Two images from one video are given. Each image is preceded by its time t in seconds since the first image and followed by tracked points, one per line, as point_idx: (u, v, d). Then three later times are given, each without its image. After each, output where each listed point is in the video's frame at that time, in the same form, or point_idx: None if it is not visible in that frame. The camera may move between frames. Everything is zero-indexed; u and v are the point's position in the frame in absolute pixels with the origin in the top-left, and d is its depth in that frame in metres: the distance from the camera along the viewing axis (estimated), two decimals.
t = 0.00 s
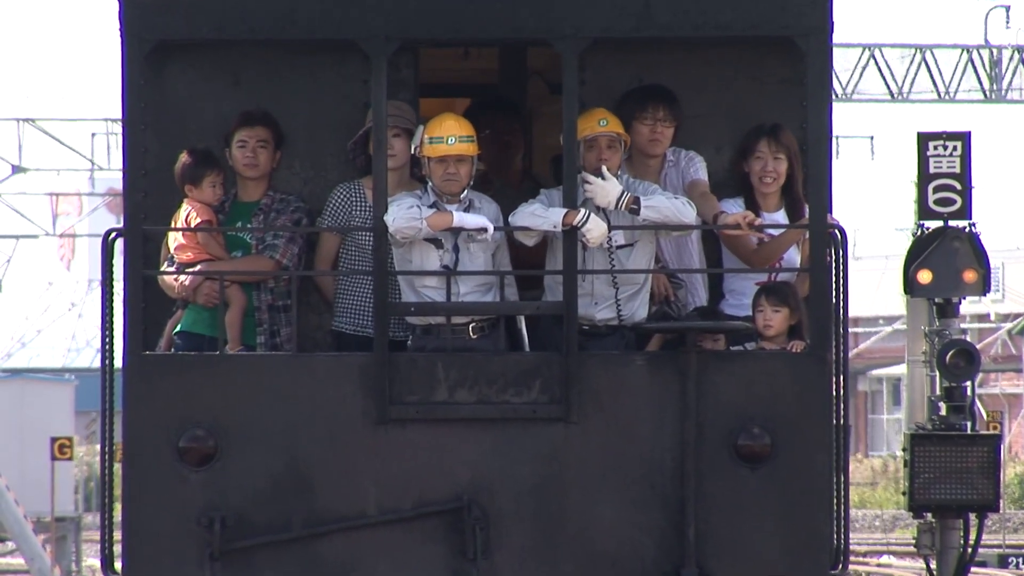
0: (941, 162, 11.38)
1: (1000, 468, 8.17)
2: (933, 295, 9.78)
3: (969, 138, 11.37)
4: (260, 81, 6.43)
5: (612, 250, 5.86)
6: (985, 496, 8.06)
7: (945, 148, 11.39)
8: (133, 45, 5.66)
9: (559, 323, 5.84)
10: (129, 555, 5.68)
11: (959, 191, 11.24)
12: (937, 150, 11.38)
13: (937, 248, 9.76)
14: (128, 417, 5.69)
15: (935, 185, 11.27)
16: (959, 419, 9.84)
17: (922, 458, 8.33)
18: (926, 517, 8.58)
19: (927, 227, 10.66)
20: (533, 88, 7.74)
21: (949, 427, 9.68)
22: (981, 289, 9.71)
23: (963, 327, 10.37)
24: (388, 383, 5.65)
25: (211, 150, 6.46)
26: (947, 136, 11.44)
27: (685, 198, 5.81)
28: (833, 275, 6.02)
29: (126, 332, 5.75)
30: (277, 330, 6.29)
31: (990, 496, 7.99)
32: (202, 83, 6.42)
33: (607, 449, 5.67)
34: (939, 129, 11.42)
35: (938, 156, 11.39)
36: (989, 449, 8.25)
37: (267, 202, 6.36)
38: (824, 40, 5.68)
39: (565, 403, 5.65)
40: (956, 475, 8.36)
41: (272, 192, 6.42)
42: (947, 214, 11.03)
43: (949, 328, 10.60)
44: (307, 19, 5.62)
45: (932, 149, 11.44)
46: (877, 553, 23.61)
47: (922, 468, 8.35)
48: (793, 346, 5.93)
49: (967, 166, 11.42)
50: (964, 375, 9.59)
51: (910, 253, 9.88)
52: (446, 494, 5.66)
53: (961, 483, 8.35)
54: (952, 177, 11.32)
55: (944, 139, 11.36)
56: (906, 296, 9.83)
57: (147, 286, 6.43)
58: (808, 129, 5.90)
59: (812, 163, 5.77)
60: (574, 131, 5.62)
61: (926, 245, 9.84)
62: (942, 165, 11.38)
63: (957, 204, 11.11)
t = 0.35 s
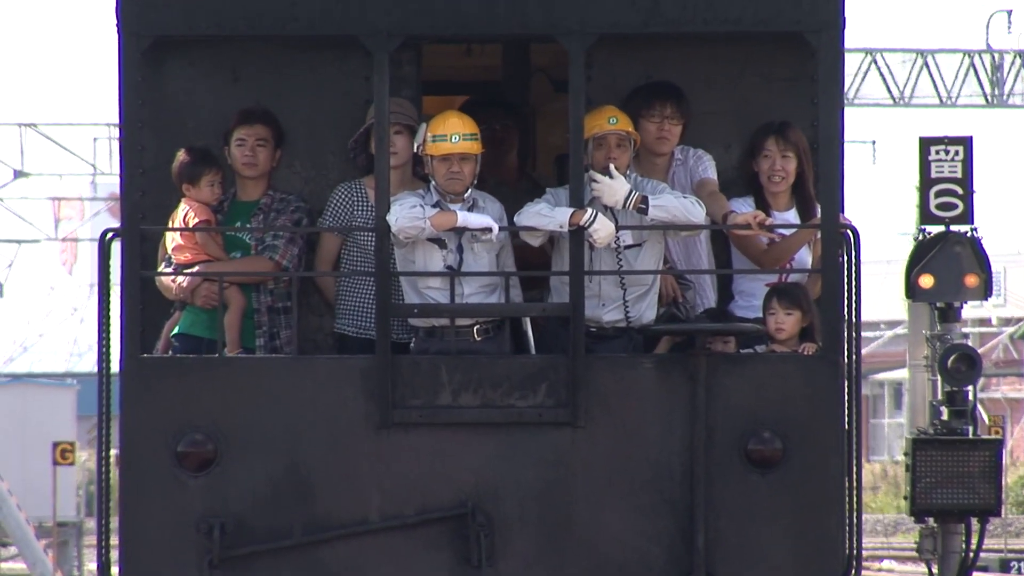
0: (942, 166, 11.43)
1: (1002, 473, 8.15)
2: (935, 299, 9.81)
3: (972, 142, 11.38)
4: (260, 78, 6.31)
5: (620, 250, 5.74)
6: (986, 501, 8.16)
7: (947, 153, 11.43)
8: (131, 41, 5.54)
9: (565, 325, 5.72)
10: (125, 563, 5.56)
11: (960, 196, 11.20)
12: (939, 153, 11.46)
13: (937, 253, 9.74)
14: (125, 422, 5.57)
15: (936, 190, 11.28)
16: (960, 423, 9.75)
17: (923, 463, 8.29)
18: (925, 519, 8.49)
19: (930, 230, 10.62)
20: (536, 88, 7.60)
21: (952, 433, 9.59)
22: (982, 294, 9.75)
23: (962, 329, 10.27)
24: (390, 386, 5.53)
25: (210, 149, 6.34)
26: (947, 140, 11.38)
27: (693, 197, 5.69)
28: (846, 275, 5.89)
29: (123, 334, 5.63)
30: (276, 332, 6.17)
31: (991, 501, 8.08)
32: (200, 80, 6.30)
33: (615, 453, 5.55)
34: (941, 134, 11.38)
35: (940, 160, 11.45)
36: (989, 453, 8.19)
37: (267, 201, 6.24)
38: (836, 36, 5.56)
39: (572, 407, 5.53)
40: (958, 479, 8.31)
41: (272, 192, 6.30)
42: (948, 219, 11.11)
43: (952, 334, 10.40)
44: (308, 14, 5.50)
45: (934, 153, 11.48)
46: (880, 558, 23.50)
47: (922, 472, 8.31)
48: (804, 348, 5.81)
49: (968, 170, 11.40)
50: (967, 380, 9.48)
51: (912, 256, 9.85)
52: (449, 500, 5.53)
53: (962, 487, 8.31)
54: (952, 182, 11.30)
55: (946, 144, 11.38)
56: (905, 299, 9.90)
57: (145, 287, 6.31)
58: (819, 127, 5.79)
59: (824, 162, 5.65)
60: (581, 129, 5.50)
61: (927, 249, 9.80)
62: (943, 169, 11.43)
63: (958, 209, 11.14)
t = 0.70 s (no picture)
0: (944, 171, 11.29)
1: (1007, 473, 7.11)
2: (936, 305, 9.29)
3: (972, 147, 11.34)
4: (260, 75, 6.19)
5: (627, 251, 5.62)
6: (989, 506, 7.06)
7: (948, 158, 11.37)
8: (128, 37, 5.42)
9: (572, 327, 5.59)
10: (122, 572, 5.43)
11: (962, 201, 10.97)
12: (939, 159, 11.37)
13: (940, 257, 9.32)
14: (121, 427, 5.44)
15: (937, 195, 11.04)
16: (961, 430, 9.32)
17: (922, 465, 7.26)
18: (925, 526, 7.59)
19: (929, 235, 10.52)
20: (539, 86, 7.57)
21: (954, 436, 9.23)
22: (983, 299, 9.28)
23: (963, 336, 9.89)
24: (393, 390, 5.40)
25: (207, 147, 6.23)
26: (948, 145, 11.37)
27: (703, 197, 5.56)
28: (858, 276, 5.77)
29: (120, 337, 5.51)
30: (276, 335, 6.04)
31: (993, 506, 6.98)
32: (198, 77, 6.18)
33: (623, 459, 5.42)
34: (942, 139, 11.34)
35: (941, 165, 11.35)
36: (993, 457, 7.19)
37: (266, 200, 6.11)
38: (849, 31, 5.45)
39: (579, 411, 5.40)
40: (957, 484, 7.26)
41: (270, 191, 6.17)
42: (949, 224, 10.75)
43: (952, 338, 10.17)
44: (310, 10, 5.38)
45: (935, 158, 11.45)
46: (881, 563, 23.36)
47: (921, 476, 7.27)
48: (818, 351, 5.65)
49: (969, 176, 11.28)
50: (965, 385, 9.17)
51: (913, 263, 9.41)
52: (454, 507, 5.41)
53: (964, 494, 7.24)
54: (954, 186, 11.13)
55: (947, 149, 11.34)
56: (907, 306, 9.37)
57: (142, 289, 6.20)
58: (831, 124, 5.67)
59: (836, 160, 5.53)
60: (588, 127, 5.38)
61: (928, 253, 9.42)
62: (944, 174, 11.29)
63: (960, 214, 10.84)
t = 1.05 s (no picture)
0: (943, 175, 11.33)
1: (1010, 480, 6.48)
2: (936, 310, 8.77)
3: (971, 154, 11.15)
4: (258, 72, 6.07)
5: (635, 252, 5.50)
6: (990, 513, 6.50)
7: (947, 162, 11.37)
8: (125, 33, 5.30)
9: (579, 330, 5.47)
10: None
11: (961, 205, 10.89)
12: (939, 164, 11.35)
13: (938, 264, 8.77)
14: (117, 432, 5.32)
15: (936, 201, 10.92)
16: (963, 434, 8.76)
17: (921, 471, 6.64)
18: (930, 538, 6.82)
19: (929, 238, 10.40)
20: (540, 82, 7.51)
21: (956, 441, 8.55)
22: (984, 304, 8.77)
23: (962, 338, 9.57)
24: (395, 394, 5.28)
25: (205, 145, 6.11)
26: (949, 149, 11.37)
27: (712, 197, 5.44)
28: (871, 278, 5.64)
29: (115, 339, 5.38)
30: (275, 337, 5.92)
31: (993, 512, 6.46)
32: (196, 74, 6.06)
33: (630, 464, 5.30)
34: (942, 143, 11.36)
35: (941, 170, 11.36)
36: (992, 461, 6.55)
37: (266, 200, 6.00)
38: (861, 27, 5.33)
39: (586, 416, 5.28)
40: (957, 489, 6.62)
41: (269, 190, 6.07)
42: (948, 229, 10.64)
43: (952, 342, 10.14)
44: (311, 5, 5.26)
45: (934, 163, 11.41)
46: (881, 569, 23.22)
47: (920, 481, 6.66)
48: (829, 355, 5.56)
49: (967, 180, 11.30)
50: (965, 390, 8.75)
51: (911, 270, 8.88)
52: (458, 513, 5.29)
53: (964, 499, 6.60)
54: (955, 192, 11.02)
55: (946, 153, 11.34)
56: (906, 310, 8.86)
57: (138, 291, 6.07)
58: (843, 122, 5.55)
59: (848, 159, 5.40)
60: (595, 125, 5.26)
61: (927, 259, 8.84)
62: (944, 178, 11.32)
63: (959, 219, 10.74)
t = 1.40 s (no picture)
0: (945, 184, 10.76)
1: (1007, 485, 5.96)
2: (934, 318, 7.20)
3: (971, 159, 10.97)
4: (258, 69, 5.95)
5: (643, 253, 5.38)
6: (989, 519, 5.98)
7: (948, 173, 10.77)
8: (121, 29, 5.19)
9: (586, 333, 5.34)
10: None
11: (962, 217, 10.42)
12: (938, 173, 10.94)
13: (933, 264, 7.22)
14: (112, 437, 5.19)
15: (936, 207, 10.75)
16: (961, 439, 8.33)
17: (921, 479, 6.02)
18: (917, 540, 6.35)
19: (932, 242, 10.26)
20: (543, 80, 7.48)
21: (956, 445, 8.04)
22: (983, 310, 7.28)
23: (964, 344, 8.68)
24: (398, 399, 5.16)
25: (204, 145, 5.99)
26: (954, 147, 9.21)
27: (722, 197, 5.34)
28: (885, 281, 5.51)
29: (111, 342, 5.26)
30: (275, 340, 5.80)
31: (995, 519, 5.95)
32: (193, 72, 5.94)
33: (638, 471, 5.18)
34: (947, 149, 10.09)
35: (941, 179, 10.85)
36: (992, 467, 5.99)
37: (265, 200, 5.89)
38: (874, 23, 5.22)
39: (593, 421, 5.15)
40: (956, 495, 6.05)
41: (269, 190, 5.96)
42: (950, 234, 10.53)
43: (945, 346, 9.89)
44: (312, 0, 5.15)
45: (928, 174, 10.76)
46: None
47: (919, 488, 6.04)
48: (841, 359, 5.43)
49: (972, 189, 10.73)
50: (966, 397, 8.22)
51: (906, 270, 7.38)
52: (461, 521, 5.17)
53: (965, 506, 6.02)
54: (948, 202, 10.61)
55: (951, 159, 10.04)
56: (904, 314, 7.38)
57: (134, 293, 5.95)
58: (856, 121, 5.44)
59: (861, 158, 5.29)
60: (602, 123, 5.14)
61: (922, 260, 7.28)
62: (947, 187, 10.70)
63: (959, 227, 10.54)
